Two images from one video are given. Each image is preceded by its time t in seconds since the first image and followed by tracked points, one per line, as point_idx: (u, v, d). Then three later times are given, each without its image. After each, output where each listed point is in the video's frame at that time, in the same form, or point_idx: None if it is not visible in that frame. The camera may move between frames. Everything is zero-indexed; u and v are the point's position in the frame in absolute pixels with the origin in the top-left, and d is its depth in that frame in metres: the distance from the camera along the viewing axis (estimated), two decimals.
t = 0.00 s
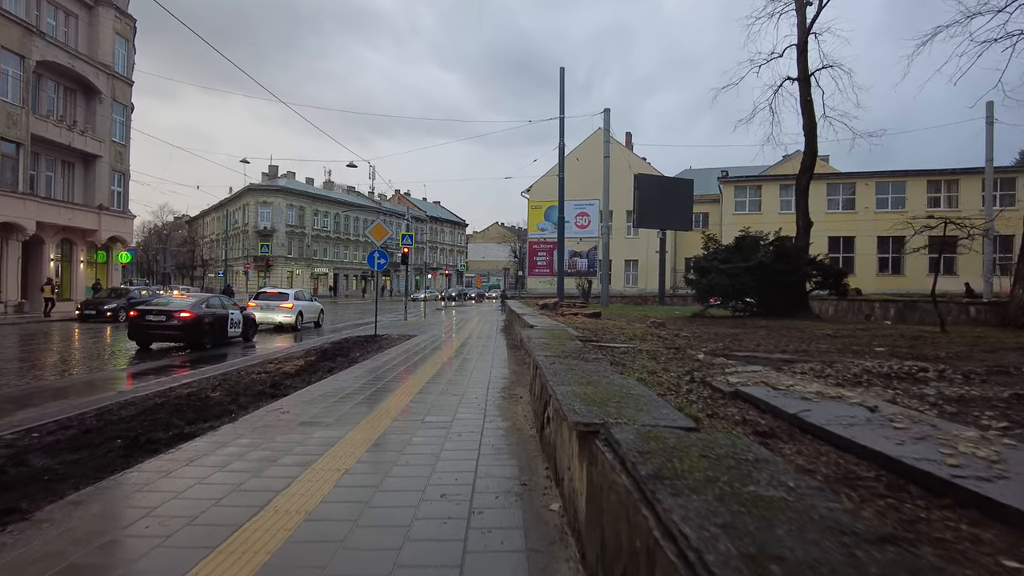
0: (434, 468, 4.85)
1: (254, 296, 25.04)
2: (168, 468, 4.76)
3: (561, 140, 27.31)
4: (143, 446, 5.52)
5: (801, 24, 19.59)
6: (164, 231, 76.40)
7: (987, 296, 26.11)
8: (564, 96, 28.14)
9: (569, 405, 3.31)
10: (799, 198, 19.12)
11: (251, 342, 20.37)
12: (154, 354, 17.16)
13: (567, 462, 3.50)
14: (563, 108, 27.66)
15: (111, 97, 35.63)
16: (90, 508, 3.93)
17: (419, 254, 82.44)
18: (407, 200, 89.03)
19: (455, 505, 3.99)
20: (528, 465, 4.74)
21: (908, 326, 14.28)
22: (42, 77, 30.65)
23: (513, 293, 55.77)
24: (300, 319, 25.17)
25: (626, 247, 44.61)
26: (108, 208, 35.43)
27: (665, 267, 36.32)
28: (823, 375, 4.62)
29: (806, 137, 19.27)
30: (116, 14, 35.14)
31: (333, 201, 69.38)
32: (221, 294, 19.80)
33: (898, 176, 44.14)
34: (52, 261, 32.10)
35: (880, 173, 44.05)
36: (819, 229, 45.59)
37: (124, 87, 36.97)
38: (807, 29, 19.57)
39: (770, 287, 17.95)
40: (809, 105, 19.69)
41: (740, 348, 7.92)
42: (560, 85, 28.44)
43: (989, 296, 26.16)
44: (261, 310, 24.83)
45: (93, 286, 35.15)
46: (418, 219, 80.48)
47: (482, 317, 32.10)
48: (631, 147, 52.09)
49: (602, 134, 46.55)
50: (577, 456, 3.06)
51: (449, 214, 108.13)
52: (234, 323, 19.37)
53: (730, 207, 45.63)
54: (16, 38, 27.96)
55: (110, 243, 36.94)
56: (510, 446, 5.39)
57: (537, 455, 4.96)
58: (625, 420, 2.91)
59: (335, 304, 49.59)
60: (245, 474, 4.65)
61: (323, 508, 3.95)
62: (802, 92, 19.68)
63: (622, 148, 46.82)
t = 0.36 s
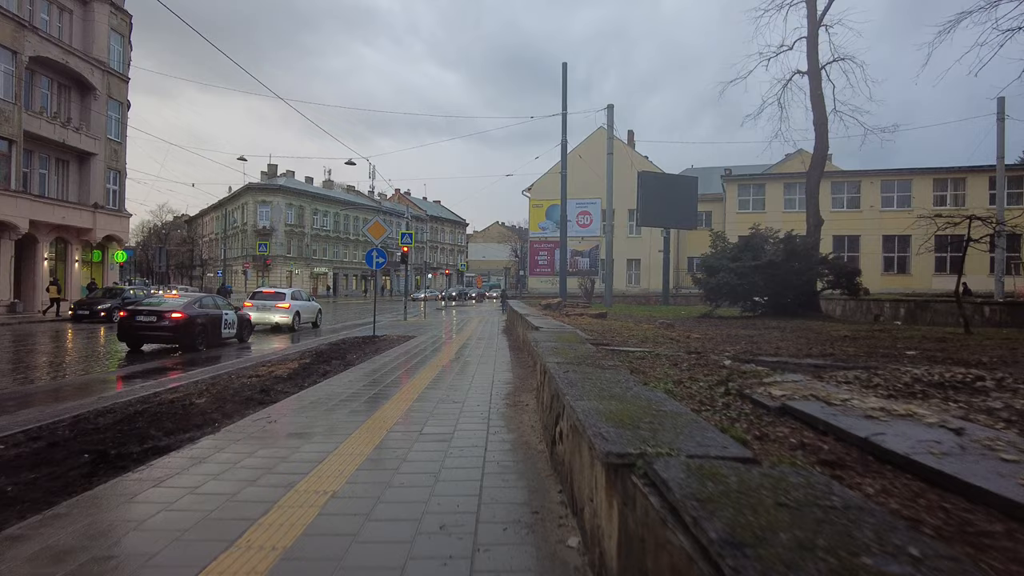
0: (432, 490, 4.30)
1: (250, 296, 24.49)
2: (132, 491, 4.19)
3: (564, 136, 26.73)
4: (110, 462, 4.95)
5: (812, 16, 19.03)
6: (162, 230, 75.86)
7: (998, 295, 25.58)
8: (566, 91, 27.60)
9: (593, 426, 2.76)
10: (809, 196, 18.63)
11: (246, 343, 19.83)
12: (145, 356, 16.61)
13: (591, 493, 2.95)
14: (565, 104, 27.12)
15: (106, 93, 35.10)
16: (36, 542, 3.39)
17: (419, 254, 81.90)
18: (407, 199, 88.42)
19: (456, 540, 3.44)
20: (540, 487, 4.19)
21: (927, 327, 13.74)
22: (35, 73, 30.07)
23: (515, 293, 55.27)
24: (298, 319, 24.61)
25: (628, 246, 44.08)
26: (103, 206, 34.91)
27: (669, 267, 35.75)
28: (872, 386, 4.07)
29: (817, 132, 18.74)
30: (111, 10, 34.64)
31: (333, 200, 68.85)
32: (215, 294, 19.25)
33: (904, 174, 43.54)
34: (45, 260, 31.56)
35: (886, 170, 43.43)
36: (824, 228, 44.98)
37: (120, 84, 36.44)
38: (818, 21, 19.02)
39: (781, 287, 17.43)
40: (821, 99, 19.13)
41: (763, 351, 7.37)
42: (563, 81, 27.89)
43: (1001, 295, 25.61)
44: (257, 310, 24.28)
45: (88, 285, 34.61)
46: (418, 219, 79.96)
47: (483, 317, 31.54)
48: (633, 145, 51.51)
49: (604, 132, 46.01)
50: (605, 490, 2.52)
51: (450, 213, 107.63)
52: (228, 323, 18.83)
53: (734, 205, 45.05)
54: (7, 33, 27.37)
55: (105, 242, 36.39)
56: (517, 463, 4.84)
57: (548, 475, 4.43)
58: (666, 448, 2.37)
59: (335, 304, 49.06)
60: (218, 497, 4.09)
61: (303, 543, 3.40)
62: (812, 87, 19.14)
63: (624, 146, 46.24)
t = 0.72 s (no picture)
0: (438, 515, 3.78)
1: (250, 295, 24.02)
2: (96, 520, 3.66)
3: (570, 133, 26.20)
4: (80, 481, 4.43)
5: (826, 7, 18.48)
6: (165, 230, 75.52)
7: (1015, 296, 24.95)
8: (572, 87, 27.06)
9: (639, 453, 2.24)
10: (824, 193, 18.07)
11: (246, 344, 19.37)
12: (141, 357, 16.16)
13: (634, 533, 2.44)
14: (571, 100, 26.59)
15: (106, 91, 34.70)
16: None
17: (423, 253, 81.44)
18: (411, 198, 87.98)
19: None
20: (562, 514, 3.66)
21: (949, 328, 13.19)
22: (33, 70, 29.67)
23: (519, 293, 54.78)
24: (299, 319, 24.13)
25: (634, 245, 43.53)
26: (103, 204, 34.51)
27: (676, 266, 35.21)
28: (944, 398, 3.57)
29: (832, 127, 18.18)
30: (111, 6, 34.24)
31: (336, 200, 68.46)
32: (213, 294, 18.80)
33: (914, 173, 42.85)
34: (44, 259, 31.16)
35: (895, 168, 42.72)
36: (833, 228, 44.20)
37: (120, 82, 36.06)
38: (833, 13, 18.46)
39: (795, 287, 16.90)
40: (836, 93, 18.55)
41: (795, 356, 6.82)
42: (569, 76, 27.36)
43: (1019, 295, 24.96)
44: (258, 310, 23.82)
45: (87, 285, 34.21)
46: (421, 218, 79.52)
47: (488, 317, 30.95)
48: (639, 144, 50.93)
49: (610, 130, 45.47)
50: (658, 541, 2.00)
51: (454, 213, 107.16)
52: (226, 324, 18.38)
53: (741, 204, 44.42)
54: (5, 29, 26.90)
55: (105, 241, 36.01)
56: (534, 481, 4.31)
57: (570, 498, 3.90)
58: (741, 490, 1.86)
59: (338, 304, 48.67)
60: (192, 527, 3.57)
61: None
62: (827, 81, 18.57)
63: (630, 144, 45.68)
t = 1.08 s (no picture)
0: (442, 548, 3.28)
1: (248, 295, 23.51)
2: (49, 555, 3.18)
3: (575, 130, 25.69)
4: (37, 505, 3.94)
5: None
6: (165, 230, 75.12)
7: None
8: (577, 84, 26.55)
9: (705, 502, 1.74)
10: (838, 191, 17.55)
11: (242, 346, 18.88)
12: (133, 359, 15.68)
13: None
14: (576, 97, 26.08)
15: (103, 88, 34.22)
16: None
17: (424, 254, 80.97)
18: (412, 198, 87.50)
19: None
20: (585, 550, 3.17)
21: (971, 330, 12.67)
22: (29, 67, 29.20)
23: (521, 293, 54.28)
24: (297, 320, 23.63)
25: (638, 245, 43.04)
26: (99, 203, 34.08)
27: (681, 266, 34.70)
28: None
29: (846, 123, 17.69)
30: (108, 3, 33.76)
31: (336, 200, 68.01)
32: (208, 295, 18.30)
33: (921, 172, 42.27)
34: (41, 259, 30.71)
35: (902, 168, 42.14)
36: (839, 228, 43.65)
37: (118, 79, 35.60)
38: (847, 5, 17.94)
39: (808, 288, 16.41)
40: (849, 88, 18.04)
41: (826, 362, 6.31)
42: (574, 73, 26.86)
43: None
44: (255, 310, 23.32)
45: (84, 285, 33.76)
46: (422, 219, 79.07)
47: (490, 318, 30.52)
48: (642, 143, 50.35)
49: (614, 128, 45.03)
50: None
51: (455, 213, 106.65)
52: (222, 325, 17.90)
53: (746, 204, 43.90)
54: None
55: (102, 241, 35.56)
56: (548, 507, 3.81)
57: (594, 529, 3.41)
58: (859, 564, 1.38)
59: (338, 304, 48.32)
60: (157, 565, 3.08)
61: None
62: (841, 76, 18.04)
63: (635, 143, 45.14)
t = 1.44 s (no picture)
0: None
1: (244, 296, 22.97)
2: None
3: (578, 127, 25.14)
4: None
5: None
6: (164, 230, 74.67)
7: None
8: (580, 80, 26.01)
9: None
10: (850, 187, 17.00)
11: (237, 348, 18.34)
12: (122, 362, 15.14)
13: None
14: (579, 93, 25.54)
15: (99, 86, 33.71)
16: None
17: (425, 254, 80.48)
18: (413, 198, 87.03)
19: None
20: None
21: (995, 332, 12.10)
22: (22, 63, 28.67)
23: (522, 293, 53.78)
24: (294, 322, 23.09)
25: (641, 245, 42.50)
26: (95, 203, 33.60)
27: (686, 266, 34.17)
28: None
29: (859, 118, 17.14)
30: None
31: (336, 200, 67.52)
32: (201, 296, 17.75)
33: (929, 170, 41.63)
34: (35, 259, 30.19)
35: (909, 166, 41.51)
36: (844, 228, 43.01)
37: (113, 77, 35.07)
38: None
39: (820, 288, 15.85)
40: (862, 82, 17.50)
41: (863, 370, 5.72)
42: (577, 69, 26.32)
43: None
44: (251, 311, 22.77)
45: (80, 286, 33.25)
46: (423, 218, 78.58)
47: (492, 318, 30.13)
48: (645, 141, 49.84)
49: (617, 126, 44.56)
50: None
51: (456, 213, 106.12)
52: (216, 327, 17.37)
53: (750, 202, 43.33)
54: None
55: (98, 241, 35.09)
56: (561, 545, 3.26)
57: None
58: None
59: (338, 305, 47.86)
60: None
61: None
62: (853, 69, 17.48)
63: (638, 141, 44.58)
